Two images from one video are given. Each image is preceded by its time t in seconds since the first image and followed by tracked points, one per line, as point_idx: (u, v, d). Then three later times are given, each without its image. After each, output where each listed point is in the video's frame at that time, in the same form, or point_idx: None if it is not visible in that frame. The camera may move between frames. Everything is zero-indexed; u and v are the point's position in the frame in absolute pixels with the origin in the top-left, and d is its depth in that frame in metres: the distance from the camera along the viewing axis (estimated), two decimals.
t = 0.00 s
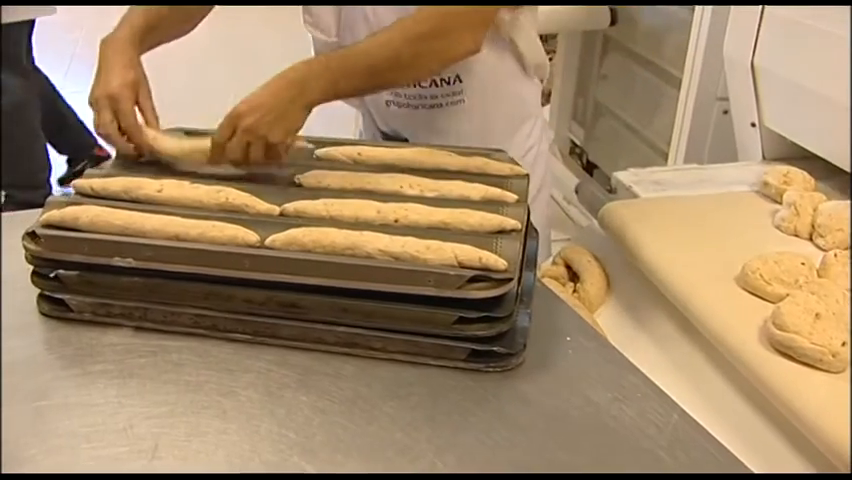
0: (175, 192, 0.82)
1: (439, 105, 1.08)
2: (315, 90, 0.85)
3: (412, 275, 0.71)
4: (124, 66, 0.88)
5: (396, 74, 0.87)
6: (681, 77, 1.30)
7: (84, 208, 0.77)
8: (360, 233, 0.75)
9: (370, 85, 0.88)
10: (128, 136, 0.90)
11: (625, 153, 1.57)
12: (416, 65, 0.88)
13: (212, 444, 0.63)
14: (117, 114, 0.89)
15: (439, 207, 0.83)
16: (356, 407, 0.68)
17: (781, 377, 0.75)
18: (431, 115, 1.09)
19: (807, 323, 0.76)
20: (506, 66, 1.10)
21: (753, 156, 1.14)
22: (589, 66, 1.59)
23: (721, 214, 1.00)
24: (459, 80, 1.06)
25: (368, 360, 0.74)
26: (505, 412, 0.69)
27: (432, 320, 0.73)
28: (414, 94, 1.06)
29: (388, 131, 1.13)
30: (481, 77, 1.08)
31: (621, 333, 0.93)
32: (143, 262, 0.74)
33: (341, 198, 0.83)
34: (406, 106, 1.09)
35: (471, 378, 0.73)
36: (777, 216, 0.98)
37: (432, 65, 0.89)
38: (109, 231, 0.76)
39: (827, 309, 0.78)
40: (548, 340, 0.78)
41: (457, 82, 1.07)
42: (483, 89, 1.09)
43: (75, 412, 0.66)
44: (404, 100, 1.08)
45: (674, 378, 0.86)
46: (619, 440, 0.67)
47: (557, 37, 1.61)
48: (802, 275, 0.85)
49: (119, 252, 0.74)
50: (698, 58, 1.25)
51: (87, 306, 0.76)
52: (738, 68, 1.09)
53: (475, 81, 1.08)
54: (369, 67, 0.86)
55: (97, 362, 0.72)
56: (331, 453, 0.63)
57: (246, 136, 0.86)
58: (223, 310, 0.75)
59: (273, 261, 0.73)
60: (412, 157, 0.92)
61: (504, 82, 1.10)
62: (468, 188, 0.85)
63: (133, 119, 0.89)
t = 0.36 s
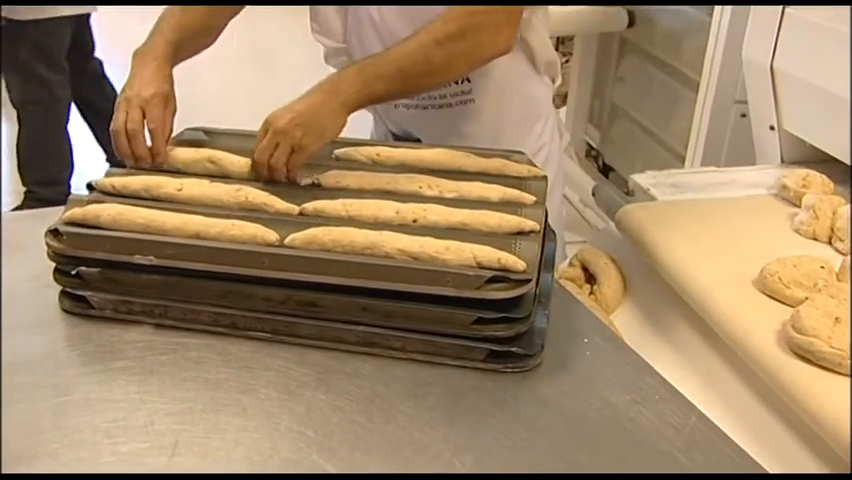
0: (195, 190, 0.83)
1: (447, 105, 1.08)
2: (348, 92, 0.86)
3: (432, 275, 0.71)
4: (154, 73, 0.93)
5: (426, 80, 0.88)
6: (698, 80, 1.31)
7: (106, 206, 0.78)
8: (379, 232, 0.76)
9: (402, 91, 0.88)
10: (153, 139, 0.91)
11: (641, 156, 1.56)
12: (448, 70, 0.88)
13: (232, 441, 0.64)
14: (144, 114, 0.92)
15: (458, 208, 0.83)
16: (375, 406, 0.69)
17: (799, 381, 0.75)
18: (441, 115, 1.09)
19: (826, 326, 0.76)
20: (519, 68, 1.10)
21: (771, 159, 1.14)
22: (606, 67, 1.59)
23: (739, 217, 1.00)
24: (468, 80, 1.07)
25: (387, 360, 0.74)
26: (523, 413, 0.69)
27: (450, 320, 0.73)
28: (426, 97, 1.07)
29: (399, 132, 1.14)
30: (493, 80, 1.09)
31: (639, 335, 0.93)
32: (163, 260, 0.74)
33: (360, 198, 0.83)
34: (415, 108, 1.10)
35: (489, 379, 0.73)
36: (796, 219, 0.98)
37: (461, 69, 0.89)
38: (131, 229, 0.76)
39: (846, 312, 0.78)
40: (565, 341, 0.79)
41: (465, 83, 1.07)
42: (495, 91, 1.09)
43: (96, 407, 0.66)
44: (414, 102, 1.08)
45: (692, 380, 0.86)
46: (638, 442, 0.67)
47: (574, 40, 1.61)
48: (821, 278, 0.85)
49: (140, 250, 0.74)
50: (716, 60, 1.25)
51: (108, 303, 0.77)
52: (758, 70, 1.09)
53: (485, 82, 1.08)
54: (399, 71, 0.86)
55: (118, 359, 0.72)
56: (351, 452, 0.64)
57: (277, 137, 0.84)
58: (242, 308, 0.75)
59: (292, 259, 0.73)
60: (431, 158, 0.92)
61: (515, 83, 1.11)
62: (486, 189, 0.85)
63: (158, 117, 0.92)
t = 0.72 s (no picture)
0: (201, 194, 0.83)
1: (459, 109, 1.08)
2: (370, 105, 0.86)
3: (437, 277, 0.71)
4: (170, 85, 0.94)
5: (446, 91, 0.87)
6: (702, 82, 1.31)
7: (114, 209, 0.78)
8: (384, 234, 0.76)
9: (425, 102, 0.88)
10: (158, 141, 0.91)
11: (645, 159, 1.56)
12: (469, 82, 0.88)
13: (239, 442, 0.64)
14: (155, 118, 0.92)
15: (462, 210, 0.83)
16: (380, 407, 0.69)
17: (802, 381, 0.75)
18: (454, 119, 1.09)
19: (831, 326, 0.76)
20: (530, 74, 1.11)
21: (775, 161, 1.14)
22: (609, 71, 1.60)
23: (744, 219, 1.00)
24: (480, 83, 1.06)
25: (392, 361, 0.74)
26: (528, 414, 0.69)
27: (455, 322, 0.73)
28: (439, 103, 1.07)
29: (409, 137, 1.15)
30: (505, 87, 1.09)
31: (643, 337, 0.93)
32: (169, 263, 0.74)
33: (365, 201, 0.84)
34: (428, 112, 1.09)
35: (494, 380, 0.73)
36: (800, 221, 0.98)
37: (482, 81, 0.88)
38: (138, 231, 0.77)
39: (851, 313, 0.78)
40: (570, 342, 0.79)
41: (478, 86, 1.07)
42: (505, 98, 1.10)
43: (104, 409, 0.67)
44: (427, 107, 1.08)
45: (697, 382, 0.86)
46: (642, 443, 0.67)
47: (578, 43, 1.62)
48: (825, 279, 0.85)
49: (147, 252, 0.75)
50: (720, 62, 1.25)
51: (116, 306, 0.77)
52: (762, 72, 1.09)
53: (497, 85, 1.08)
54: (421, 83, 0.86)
55: (125, 360, 0.73)
56: (357, 453, 0.64)
57: (295, 139, 0.84)
58: (248, 310, 0.76)
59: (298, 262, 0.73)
60: (436, 161, 0.92)
61: (525, 86, 1.10)
62: (491, 191, 0.86)
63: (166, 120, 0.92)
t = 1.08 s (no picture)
0: (203, 194, 0.83)
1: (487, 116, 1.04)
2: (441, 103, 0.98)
3: (437, 277, 0.72)
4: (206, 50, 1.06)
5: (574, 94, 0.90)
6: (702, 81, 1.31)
7: (115, 210, 0.79)
8: (384, 234, 0.77)
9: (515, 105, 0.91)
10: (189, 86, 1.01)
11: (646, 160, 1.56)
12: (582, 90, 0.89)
13: (241, 441, 0.64)
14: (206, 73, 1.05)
15: (463, 209, 0.83)
16: (381, 406, 0.69)
17: (803, 380, 0.75)
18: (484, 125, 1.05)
19: (831, 325, 0.76)
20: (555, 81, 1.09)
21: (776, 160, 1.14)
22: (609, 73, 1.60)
23: (744, 218, 1.00)
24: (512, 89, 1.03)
25: (392, 360, 0.75)
26: (528, 413, 0.70)
27: (455, 322, 0.73)
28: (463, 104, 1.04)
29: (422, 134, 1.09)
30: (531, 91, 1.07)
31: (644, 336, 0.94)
32: (170, 263, 0.75)
33: (366, 201, 0.84)
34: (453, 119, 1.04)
35: (494, 379, 0.73)
36: (800, 220, 0.98)
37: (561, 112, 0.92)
38: (138, 232, 0.77)
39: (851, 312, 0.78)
40: (570, 342, 0.79)
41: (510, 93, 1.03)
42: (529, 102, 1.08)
43: (106, 409, 0.67)
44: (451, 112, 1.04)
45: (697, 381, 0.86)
46: (643, 441, 0.67)
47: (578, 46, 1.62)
48: (825, 278, 0.85)
49: (148, 253, 0.75)
50: (720, 63, 1.25)
51: (117, 306, 0.77)
52: (761, 71, 1.09)
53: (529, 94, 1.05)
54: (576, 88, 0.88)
55: (127, 360, 0.73)
56: (358, 451, 0.64)
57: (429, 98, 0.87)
58: (249, 310, 0.76)
59: (299, 262, 0.74)
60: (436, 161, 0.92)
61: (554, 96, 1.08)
62: (491, 191, 0.86)
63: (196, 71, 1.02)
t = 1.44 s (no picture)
0: (197, 192, 0.83)
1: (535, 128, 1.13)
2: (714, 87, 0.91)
3: (429, 274, 0.72)
4: (381, 34, 1.01)
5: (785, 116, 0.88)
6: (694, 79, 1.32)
7: (108, 209, 0.78)
8: (378, 232, 0.77)
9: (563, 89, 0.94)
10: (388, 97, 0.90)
11: (640, 158, 1.57)
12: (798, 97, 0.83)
13: (233, 439, 0.64)
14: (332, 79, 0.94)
15: (456, 207, 0.84)
16: (374, 403, 0.69)
17: (794, 376, 0.75)
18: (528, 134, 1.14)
19: (822, 322, 0.76)
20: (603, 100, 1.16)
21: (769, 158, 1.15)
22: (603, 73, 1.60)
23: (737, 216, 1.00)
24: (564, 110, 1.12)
25: (385, 358, 0.75)
26: (521, 410, 0.70)
27: (449, 319, 0.73)
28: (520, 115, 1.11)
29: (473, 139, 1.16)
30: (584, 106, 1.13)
31: (637, 332, 0.94)
32: (163, 261, 0.75)
33: (360, 199, 0.84)
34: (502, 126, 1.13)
35: (487, 376, 0.73)
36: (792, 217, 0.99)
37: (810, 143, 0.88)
38: (131, 230, 0.77)
39: (843, 309, 0.79)
40: (563, 339, 0.79)
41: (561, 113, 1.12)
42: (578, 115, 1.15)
43: (99, 407, 0.67)
44: (502, 121, 1.12)
45: (691, 377, 0.87)
46: (635, 438, 0.67)
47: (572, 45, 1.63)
48: (817, 275, 0.85)
49: (141, 251, 0.75)
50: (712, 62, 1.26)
51: (111, 304, 0.77)
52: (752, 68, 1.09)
53: (575, 110, 1.14)
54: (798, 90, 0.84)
55: (120, 358, 0.73)
56: (350, 448, 0.64)
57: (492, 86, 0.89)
58: (242, 307, 0.76)
59: (292, 260, 0.74)
60: (430, 159, 0.93)
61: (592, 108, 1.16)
62: (484, 189, 0.86)
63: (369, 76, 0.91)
